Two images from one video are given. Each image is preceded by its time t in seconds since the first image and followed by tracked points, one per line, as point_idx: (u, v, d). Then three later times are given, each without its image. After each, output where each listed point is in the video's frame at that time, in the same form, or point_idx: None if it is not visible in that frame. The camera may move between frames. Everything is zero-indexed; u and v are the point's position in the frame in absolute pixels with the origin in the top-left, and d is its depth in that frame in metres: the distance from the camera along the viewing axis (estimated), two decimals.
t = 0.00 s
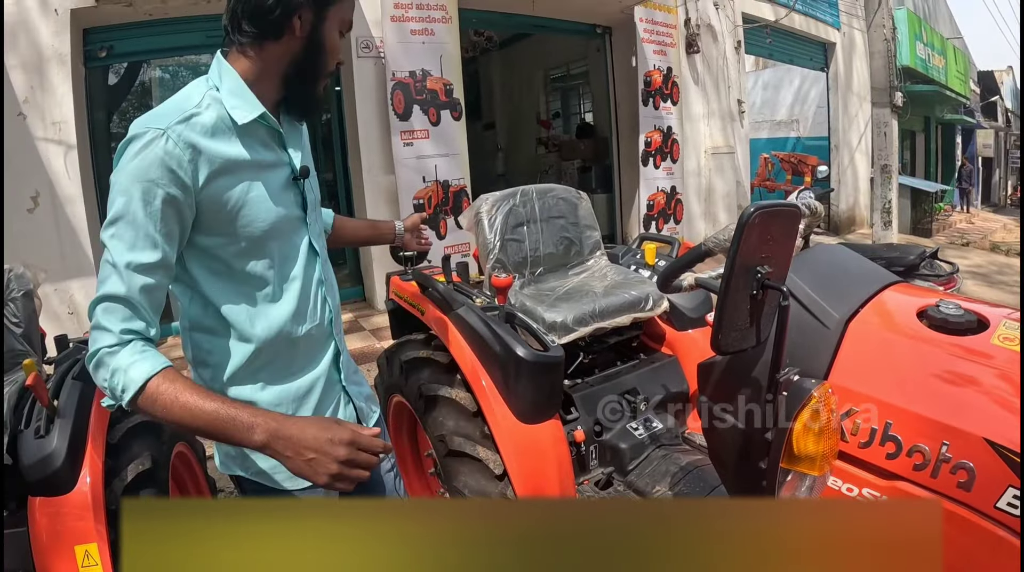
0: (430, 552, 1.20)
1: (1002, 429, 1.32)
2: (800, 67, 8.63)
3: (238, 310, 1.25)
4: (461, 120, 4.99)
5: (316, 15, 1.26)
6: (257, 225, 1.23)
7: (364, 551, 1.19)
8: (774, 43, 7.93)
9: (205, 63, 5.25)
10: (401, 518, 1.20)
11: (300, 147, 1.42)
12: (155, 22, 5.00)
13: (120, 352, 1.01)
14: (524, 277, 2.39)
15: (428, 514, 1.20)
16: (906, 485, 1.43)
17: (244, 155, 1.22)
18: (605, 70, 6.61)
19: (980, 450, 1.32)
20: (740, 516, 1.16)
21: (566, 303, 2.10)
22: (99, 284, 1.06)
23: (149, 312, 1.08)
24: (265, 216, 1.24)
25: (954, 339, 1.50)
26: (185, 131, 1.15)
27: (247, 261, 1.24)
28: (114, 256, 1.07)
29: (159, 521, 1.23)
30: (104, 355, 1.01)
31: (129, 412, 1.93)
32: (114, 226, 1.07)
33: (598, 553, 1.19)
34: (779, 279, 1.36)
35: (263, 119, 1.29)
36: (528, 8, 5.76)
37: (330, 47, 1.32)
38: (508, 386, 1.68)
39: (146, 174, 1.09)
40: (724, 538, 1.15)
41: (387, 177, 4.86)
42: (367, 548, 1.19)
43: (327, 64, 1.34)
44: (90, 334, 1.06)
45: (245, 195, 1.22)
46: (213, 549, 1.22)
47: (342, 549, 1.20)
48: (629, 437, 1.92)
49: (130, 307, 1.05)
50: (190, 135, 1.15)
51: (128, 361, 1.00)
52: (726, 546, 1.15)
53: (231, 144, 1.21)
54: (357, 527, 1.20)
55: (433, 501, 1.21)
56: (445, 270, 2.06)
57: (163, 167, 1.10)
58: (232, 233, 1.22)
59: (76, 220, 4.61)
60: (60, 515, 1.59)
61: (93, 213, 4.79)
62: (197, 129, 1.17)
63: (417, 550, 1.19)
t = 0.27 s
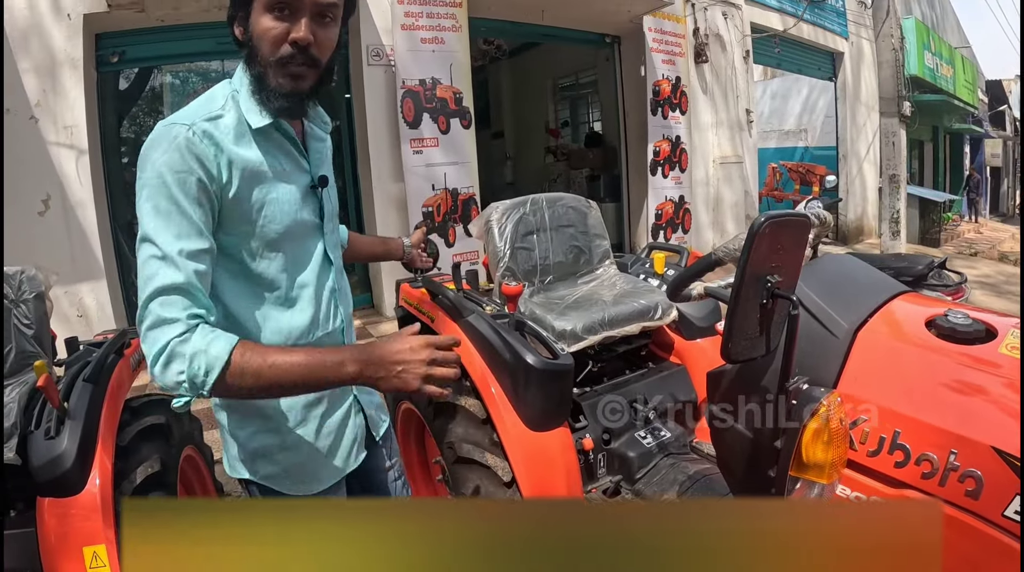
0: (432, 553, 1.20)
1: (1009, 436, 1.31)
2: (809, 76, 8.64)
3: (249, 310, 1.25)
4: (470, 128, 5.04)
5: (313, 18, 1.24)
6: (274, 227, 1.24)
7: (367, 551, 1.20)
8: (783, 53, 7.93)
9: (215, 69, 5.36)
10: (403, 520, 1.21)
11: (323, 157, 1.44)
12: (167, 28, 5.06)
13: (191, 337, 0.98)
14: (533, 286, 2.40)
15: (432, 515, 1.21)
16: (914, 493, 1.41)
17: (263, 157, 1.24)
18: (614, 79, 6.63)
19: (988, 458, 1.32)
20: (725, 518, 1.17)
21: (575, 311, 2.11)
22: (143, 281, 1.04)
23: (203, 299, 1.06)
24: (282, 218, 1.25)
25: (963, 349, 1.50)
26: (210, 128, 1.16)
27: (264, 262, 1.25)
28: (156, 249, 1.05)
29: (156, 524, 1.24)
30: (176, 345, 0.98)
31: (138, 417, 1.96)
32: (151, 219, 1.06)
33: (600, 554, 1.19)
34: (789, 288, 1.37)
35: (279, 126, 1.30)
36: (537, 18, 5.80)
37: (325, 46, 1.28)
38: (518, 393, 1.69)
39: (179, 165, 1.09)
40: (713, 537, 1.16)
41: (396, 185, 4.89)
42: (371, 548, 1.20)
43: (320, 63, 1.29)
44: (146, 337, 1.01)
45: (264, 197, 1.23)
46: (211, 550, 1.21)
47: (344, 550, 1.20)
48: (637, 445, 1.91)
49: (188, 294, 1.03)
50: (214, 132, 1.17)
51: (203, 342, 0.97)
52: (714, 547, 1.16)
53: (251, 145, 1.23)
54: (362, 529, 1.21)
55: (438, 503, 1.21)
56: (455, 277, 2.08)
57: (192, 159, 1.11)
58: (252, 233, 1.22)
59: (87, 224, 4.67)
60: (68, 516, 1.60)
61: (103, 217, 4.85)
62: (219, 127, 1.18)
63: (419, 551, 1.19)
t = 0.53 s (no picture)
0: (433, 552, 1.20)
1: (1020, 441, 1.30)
2: (816, 83, 8.66)
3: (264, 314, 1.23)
4: (479, 134, 5.06)
5: (309, 23, 1.22)
6: (284, 233, 1.23)
7: (363, 550, 1.20)
8: (790, 59, 7.95)
9: (223, 74, 5.41)
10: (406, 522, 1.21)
11: (335, 162, 1.43)
12: (172, 32, 5.09)
13: (285, 314, 1.10)
14: (545, 292, 2.41)
15: (433, 512, 1.22)
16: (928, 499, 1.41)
17: (271, 164, 1.23)
18: (622, 86, 6.65)
19: (1000, 463, 1.31)
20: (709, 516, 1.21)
21: (587, 318, 2.11)
22: (218, 276, 1.08)
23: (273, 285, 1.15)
24: (293, 224, 1.24)
25: (974, 355, 1.49)
26: (218, 134, 1.18)
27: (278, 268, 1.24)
28: (215, 246, 1.10)
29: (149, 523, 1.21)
30: (281, 322, 1.09)
31: (148, 420, 1.99)
32: (196, 221, 1.10)
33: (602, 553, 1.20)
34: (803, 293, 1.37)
35: (282, 133, 1.28)
36: (544, 24, 5.82)
37: (323, 52, 1.26)
38: (530, 399, 1.69)
39: (197, 171, 1.12)
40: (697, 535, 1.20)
41: (404, 189, 4.91)
42: (369, 545, 1.20)
43: (319, 69, 1.27)
44: (242, 328, 1.08)
45: (274, 204, 1.22)
46: (214, 550, 1.18)
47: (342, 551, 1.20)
48: (647, 451, 1.92)
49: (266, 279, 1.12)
50: (223, 139, 1.18)
51: (299, 313, 1.11)
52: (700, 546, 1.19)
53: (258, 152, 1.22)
54: (362, 525, 1.21)
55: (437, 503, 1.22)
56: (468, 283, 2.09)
57: (205, 166, 1.13)
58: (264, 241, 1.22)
59: (95, 226, 4.72)
60: (77, 518, 1.56)
61: (112, 219, 4.89)
62: (228, 136, 1.19)
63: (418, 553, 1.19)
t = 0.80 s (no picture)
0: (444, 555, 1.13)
1: None
2: (822, 90, 8.69)
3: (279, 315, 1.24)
4: (486, 140, 5.09)
5: (316, 25, 1.24)
6: (297, 237, 1.24)
7: (369, 550, 1.12)
8: (796, 67, 7.97)
9: (230, 77, 5.38)
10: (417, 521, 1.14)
11: (346, 167, 1.44)
12: (182, 36, 5.16)
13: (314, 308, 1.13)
14: (554, 297, 2.43)
15: (432, 512, 1.15)
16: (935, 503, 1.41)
17: (284, 168, 1.25)
18: (628, 92, 6.68)
19: (1007, 467, 1.31)
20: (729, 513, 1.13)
21: (597, 323, 2.12)
22: (247, 271, 1.10)
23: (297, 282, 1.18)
24: (305, 228, 1.25)
25: (981, 361, 1.49)
26: (235, 138, 1.20)
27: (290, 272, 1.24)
28: (241, 243, 1.11)
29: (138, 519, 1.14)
30: (315, 315, 1.12)
31: (158, 422, 2.01)
32: (220, 220, 1.12)
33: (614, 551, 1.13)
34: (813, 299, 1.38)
35: (293, 139, 1.29)
36: (551, 30, 5.85)
37: (332, 52, 1.28)
38: (539, 403, 1.71)
39: (216, 173, 1.14)
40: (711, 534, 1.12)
41: (411, 194, 4.94)
42: (375, 545, 1.13)
43: (328, 71, 1.29)
44: (274, 322, 1.09)
45: (287, 207, 1.23)
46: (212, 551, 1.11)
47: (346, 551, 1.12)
48: (655, 456, 1.93)
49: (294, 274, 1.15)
50: (237, 142, 1.20)
51: (327, 307, 1.15)
52: (720, 545, 1.11)
53: (271, 156, 1.24)
54: (362, 525, 1.13)
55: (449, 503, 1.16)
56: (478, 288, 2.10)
57: (223, 167, 1.15)
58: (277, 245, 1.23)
59: (103, 228, 4.76)
60: (86, 519, 1.57)
61: (120, 222, 4.94)
62: (244, 139, 1.21)
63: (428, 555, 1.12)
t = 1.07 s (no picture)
0: (449, 554, 1.14)
1: None
2: (827, 96, 8.69)
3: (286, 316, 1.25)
4: (492, 145, 5.12)
5: (325, 28, 1.26)
6: (304, 240, 1.26)
7: (375, 551, 1.14)
8: (801, 73, 7.98)
9: (236, 81, 5.48)
10: (418, 521, 1.15)
11: (355, 170, 1.45)
12: (188, 41, 5.20)
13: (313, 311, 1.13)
14: (561, 302, 2.44)
15: (433, 512, 1.16)
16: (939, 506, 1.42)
17: (291, 172, 1.27)
18: (633, 97, 6.69)
19: (1012, 469, 1.31)
20: (733, 515, 1.13)
21: (604, 328, 2.13)
22: (246, 273, 1.10)
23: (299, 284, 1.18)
24: (312, 231, 1.27)
25: (985, 366, 1.50)
26: (242, 142, 1.22)
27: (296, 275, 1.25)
28: (243, 245, 1.13)
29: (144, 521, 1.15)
30: (313, 318, 1.12)
31: (166, 423, 2.03)
32: (223, 224, 1.13)
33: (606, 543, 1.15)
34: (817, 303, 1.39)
35: (301, 142, 1.31)
36: (557, 36, 5.88)
37: (340, 54, 1.30)
38: (545, 405, 1.73)
39: (220, 176, 1.15)
40: (712, 536, 1.13)
41: (418, 198, 4.97)
42: (381, 546, 1.14)
43: (337, 73, 1.31)
44: (272, 326, 1.09)
45: (293, 210, 1.25)
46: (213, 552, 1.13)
47: (352, 550, 1.14)
48: (661, 461, 1.93)
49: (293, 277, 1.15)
50: (243, 146, 1.22)
51: (326, 311, 1.15)
52: (724, 547, 1.12)
53: (277, 160, 1.26)
54: (355, 524, 1.14)
55: (452, 503, 1.17)
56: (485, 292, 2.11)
57: (228, 171, 1.17)
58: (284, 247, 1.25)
59: (110, 230, 4.79)
60: (94, 520, 1.58)
61: (127, 223, 4.97)
62: (250, 143, 1.23)
63: (432, 554, 1.14)
